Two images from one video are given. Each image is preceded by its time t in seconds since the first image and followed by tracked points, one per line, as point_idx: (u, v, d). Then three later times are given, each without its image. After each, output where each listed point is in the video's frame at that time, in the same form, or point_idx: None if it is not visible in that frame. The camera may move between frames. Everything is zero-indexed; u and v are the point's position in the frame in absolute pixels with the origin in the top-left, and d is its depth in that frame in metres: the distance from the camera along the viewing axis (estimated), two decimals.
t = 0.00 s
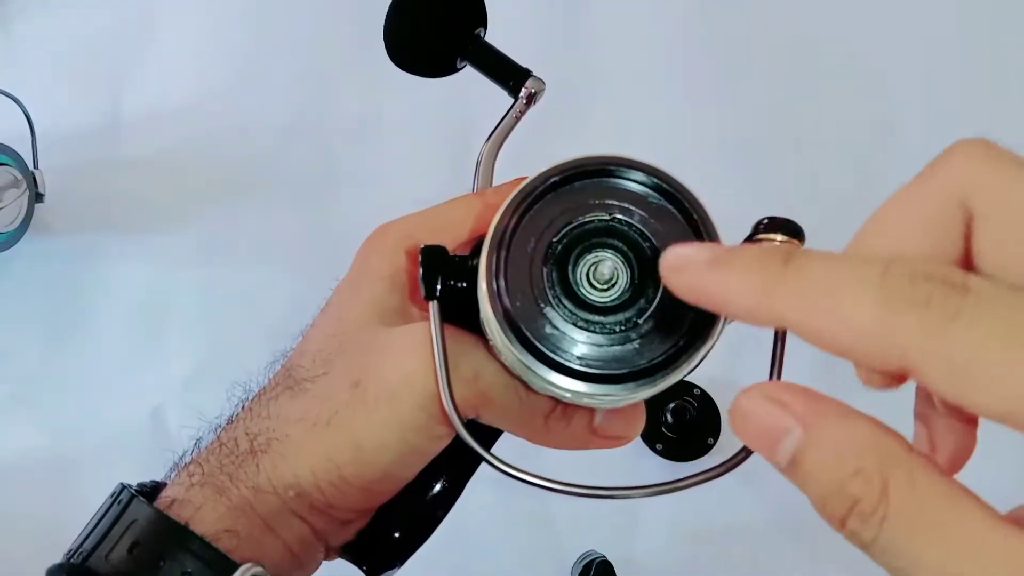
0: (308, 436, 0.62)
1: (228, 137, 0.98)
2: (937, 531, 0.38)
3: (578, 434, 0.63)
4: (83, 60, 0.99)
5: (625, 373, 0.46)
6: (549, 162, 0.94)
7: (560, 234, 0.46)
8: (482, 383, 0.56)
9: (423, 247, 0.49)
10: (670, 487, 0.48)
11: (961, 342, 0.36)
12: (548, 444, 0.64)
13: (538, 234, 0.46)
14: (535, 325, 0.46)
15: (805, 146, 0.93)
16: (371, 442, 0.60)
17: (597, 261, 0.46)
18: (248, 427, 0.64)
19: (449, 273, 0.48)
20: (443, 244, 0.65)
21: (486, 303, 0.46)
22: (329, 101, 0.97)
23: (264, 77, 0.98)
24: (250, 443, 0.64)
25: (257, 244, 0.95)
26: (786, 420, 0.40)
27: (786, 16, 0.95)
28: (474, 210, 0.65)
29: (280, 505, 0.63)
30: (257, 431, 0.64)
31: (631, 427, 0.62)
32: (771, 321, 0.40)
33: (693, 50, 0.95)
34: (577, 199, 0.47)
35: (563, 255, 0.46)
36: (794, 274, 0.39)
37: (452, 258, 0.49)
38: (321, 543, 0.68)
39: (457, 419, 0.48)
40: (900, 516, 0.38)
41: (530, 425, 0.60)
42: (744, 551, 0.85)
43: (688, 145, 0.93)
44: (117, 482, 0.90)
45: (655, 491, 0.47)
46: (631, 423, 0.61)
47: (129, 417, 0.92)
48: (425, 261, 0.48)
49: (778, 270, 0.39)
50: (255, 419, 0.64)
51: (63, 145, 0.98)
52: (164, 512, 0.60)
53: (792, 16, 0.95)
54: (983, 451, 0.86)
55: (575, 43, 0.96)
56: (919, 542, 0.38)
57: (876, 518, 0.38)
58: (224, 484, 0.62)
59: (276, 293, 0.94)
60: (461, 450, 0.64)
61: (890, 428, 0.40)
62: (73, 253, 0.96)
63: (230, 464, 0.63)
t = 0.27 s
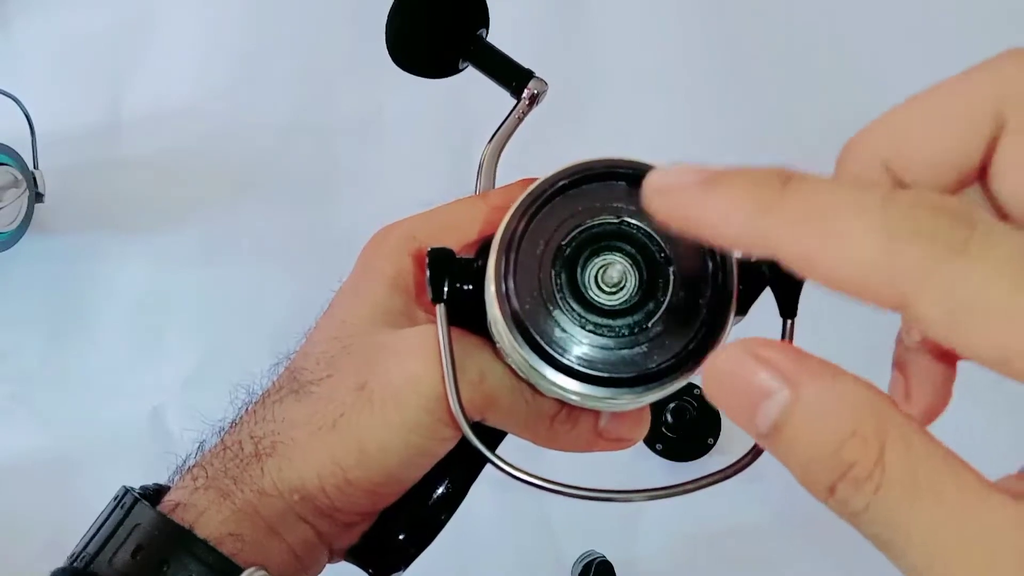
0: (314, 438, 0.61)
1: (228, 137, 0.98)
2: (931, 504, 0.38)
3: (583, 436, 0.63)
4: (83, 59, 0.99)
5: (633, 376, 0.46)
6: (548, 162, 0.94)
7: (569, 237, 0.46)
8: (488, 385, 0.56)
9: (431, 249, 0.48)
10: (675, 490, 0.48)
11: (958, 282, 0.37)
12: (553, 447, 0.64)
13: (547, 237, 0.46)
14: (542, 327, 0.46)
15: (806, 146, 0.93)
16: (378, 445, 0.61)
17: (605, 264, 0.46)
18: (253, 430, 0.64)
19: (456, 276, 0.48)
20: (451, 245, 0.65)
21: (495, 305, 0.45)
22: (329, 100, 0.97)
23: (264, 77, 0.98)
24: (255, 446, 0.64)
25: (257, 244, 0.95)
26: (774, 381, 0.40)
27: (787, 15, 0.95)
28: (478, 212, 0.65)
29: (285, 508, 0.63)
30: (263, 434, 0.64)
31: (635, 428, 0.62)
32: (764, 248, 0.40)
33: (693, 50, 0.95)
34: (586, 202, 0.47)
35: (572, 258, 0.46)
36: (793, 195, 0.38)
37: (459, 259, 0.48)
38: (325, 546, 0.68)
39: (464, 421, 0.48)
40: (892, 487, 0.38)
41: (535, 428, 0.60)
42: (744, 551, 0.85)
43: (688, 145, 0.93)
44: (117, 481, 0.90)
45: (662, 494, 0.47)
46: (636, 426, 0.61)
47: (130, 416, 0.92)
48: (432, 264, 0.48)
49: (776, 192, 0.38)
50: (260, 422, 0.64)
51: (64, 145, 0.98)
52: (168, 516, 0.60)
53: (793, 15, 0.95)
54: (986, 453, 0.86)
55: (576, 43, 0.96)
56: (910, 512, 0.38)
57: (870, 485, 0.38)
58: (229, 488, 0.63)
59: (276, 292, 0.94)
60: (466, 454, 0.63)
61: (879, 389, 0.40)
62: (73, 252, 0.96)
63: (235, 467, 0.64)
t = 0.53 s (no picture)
0: (312, 437, 0.61)
1: (228, 137, 0.98)
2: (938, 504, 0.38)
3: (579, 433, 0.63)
4: (83, 60, 0.99)
5: (629, 372, 0.46)
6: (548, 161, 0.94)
7: (563, 235, 0.47)
8: (484, 383, 0.56)
9: (426, 248, 0.48)
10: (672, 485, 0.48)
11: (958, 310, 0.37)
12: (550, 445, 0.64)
13: (542, 235, 0.47)
14: (538, 323, 0.46)
15: (805, 146, 0.93)
16: (374, 445, 0.60)
17: (600, 261, 0.46)
18: (252, 430, 0.64)
19: (452, 274, 0.48)
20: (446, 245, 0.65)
21: (491, 303, 0.46)
22: (329, 100, 0.97)
23: (264, 77, 0.98)
24: (253, 445, 0.64)
25: (257, 244, 0.95)
26: (779, 389, 0.40)
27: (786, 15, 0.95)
28: (475, 212, 0.65)
29: (282, 506, 0.63)
30: (261, 433, 0.64)
31: (631, 424, 0.62)
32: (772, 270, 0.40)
33: (692, 50, 0.95)
34: (580, 200, 0.47)
35: (567, 255, 0.46)
36: (802, 220, 0.39)
37: (454, 258, 0.48)
38: (323, 545, 0.68)
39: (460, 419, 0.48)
40: (897, 490, 0.38)
41: (531, 426, 0.59)
42: (745, 550, 0.85)
43: (688, 145, 0.93)
44: (117, 482, 0.90)
45: (657, 489, 0.47)
46: (632, 422, 0.61)
47: (130, 416, 0.92)
48: (428, 263, 0.48)
49: (785, 214, 0.39)
50: (258, 421, 0.64)
51: (64, 145, 0.98)
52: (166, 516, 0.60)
53: (792, 16, 0.95)
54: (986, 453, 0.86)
55: (576, 44, 0.96)
56: (917, 513, 0.38)
57: (876, 487, 0.39)
58: (227, 487, 0.63)
59: (276, 292, 0.94)
60: (463, 451, 0.63)
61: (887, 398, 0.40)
62: (73, 253, 0.96)
63: (234, 466, 0.64)
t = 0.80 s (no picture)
0: (315, 444, 0.61)
1: (228, 136, 0.98)
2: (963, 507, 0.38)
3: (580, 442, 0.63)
4: (84, 60, 0.99)
5: (631, 379, 0.46)
6: (548, 162, 0.94)
7: (565, 243, 0.46)
8: (487, 390, 0.55)
9: (429, 255, 0.48)
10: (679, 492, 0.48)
11: (986, 296, 0.37)
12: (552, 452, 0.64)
13: (543, 243, 0.46)
14: (540, 331, 0.46)
15: (805, 146, 0.93)
16: (378, 451, 0.60)
17: (602, 269, 0.46)
18: (256, 436, 0.65)
19: (455, 282, 0.48)
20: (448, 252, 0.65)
21: (494, 311, 0.46)
22: (329, 101, 0.97)
23: (265, 78, 0.98)
24: (257, 452, 0.64)
25: (257, 244, 0.95)
26: (802, 392, 0.40)
27: (786, 15, 0.95)
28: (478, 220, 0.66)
29: (286, 512, 0.63)
30: (264, 440, 0.64)
31: (630, 433, 0.63)
32: (801, 255, 0.40)
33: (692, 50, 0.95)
34: (582, 208, 0.47)
35: (568, 263, 0.46)
36: (836, 205, 0.39)
37: (457, 266, 0.48)
38: (327, 551, 0.68)
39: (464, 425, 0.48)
40: (922, 496, 0.38)
41: (533, 432, 0.59)
42: (744, 550, 0.85)
43: (688, 145, 0.93)
44: (116, 482, 0.90)
45: (664, 496, 0.46)
46: (633, 430, 0.63)
47: (130, 416, 0.92)
48: (432, 271, 0.48)
49: (819, 201, 0.39)
50: (262, 428, 0.65)
51: (64, 145, 0.98)
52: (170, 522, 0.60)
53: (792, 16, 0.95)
54: (985, 453, 0.86)
55: (575, 44, 0.96)
56: (941, 518, 0.38)
57: (901, 491, 0.39)
58: (232, 493, 0.63)
59: (276, 292, 0.94)
60: (464, 457, 0.63)
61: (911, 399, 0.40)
62: (73, 253, 0.96)
63: (237, 472, 0.64)
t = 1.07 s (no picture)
0: (315, 446, 0.61)
1: (228, 136, 0.98)
2: (973, 518, 0.38)
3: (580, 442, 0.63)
4: (84, 60, 1.00)
5: (629, 380, 0.46)
6: (548, 162, 0.94)
7: (563, 244, 0.46)
8: (487, 392, 0.55)
9: (428, 257, 0.49)
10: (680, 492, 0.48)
11: (1007, 319, 0.37)
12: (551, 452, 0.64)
13: (541, 244, 0.47)
14: (539, 332, 0.46)
15: (805, 146, 0.93)
16: (378, 453, 0.60)
17: (599, 269, 0.46)
18: (255, 438, 0.65)
19: (454, 283, 0.48)
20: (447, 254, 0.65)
21: (492, 312, 0.46)
22: (329, 101, 0.97)
23: (265, 78, 0.98)
24: (257, 454, 0.64)
25: (257, 244, 0.95)
26: (820, 402, 0.41)
27: (786, 16, 0.95)
28: (477, 222, 0.65)
29: (286, 514, 0.64)
30: (264, 442, 0.64)
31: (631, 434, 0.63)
32: (815, 278, 0.40)
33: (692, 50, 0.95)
34: (578, 210, 0.47)
35: (566, 264, 0.46)
36: (849, 229, 0.39)
37: (456, 267, 0.48)
38: (327, 552, 0.68)
39: (463, 427, 0.48)
40: (936, 504, 0.38)
41: (532, 434, 0.59)
42: (744, 550, 0.85)
43: (688, 146, 0.93)
44: (116, 482, 0.90)
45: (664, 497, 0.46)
46: (632, 431, 0.62)
47: (130, 416, 0.92)
48: (432, 272, 0.48)
49: (834, 225, 0.39)
50: (262, 429, 0.65)
51: (64, 145, 0.98)
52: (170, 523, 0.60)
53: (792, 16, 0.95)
54: (986, 454, 0.86)
55: (575, 45, 0.96)
56: (952, 528, 0.38)
57: (914, 501, 0.39)
58: (232, 495, 0.63)
59: (276, 293, 0.94)
60: (464, 459, 0.63)
61: (924, 413, 0.40)
62: (74, 253, 0.96)
63: (237, 474, 0.64)
